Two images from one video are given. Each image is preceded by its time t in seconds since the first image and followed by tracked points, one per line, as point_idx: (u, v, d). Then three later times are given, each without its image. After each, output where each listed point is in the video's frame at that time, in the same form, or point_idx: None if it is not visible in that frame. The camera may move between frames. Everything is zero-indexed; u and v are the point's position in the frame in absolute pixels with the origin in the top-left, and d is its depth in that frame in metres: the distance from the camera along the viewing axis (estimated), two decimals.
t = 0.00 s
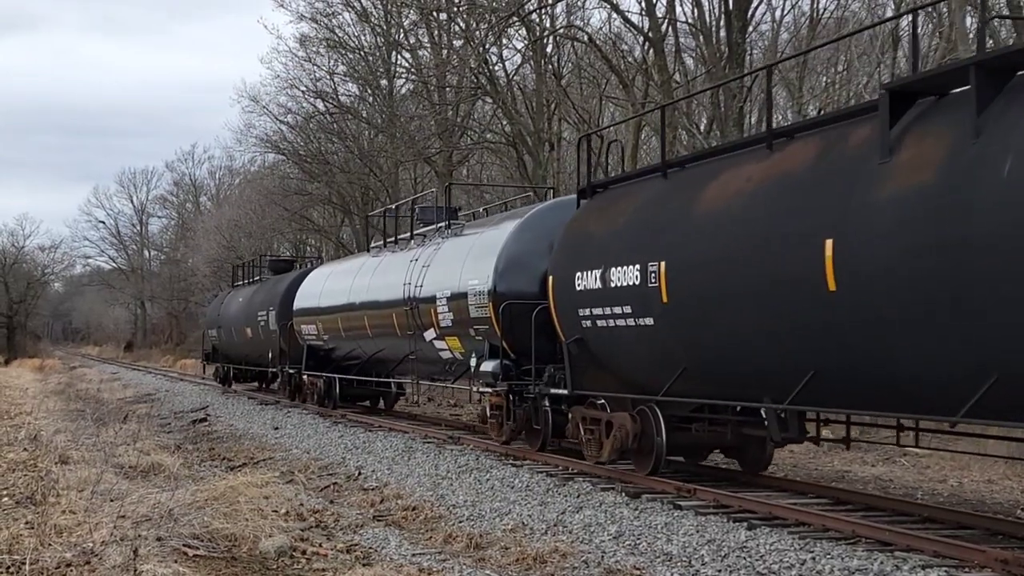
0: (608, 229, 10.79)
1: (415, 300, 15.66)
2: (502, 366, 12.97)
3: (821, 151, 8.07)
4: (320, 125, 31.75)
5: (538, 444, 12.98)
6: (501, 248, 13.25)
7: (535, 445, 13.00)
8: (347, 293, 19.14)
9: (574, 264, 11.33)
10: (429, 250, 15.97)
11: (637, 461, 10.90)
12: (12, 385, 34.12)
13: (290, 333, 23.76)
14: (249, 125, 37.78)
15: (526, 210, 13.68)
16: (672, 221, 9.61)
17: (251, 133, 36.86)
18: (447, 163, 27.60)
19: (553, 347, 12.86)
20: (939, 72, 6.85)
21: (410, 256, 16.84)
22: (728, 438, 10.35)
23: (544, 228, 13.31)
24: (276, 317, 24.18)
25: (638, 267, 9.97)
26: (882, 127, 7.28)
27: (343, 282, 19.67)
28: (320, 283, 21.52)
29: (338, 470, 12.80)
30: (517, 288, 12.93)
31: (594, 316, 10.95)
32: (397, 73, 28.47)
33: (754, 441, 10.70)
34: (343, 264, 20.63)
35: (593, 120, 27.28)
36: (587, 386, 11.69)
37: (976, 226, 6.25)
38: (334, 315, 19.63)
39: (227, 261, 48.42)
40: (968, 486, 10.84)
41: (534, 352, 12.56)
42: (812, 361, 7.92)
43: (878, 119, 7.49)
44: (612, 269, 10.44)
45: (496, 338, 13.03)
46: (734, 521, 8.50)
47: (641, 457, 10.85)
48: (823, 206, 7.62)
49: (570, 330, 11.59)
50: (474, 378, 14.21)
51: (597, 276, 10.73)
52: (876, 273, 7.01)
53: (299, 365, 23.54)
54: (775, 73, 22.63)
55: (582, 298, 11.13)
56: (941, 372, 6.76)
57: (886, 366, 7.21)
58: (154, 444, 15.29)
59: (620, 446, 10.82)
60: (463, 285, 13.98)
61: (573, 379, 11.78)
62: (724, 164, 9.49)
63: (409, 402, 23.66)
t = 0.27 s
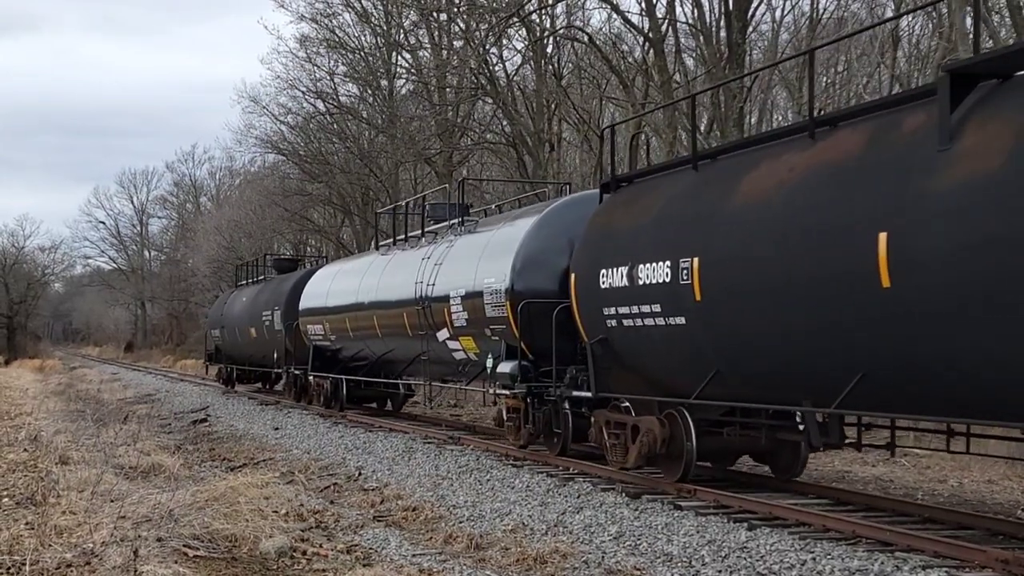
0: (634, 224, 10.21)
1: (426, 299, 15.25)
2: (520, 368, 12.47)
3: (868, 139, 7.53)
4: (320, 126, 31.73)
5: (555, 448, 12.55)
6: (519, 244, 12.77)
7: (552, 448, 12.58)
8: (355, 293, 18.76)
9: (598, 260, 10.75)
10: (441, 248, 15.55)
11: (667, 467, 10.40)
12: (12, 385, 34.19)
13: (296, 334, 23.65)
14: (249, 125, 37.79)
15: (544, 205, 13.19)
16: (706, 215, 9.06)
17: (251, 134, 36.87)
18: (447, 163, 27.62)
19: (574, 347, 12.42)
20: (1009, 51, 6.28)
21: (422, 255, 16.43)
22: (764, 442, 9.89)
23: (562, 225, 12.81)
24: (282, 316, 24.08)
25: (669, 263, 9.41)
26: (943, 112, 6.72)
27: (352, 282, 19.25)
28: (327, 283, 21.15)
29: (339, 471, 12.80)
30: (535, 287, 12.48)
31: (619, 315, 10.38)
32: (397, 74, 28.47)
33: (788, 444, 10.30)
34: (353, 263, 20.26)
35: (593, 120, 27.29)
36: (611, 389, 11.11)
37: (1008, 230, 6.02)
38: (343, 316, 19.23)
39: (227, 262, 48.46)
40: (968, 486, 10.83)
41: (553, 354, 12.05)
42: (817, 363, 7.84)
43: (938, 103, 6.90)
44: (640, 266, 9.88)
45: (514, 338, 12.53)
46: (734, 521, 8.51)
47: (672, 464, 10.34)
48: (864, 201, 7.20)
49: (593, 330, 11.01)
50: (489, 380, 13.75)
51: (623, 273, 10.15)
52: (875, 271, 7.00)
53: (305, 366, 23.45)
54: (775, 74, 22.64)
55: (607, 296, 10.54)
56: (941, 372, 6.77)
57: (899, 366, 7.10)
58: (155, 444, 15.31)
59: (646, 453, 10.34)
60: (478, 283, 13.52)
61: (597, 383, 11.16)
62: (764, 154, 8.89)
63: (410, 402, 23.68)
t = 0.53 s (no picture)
0: (662, 218, 9.71)
1: (439, 297, 14.86)
2: (539, 369, 12.15)
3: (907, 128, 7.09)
4: (320, 126, 31.70)
5: (577, 450, 12.17)
6: (537, 240, 12.45)
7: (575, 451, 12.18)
8: (362, 292, 18.46)
9: (623, 256, 10.24)
10: (453, 245, 15.19)
11: (699, 472, 9.95)
12: (11, 385, 34.19)
13: (301, 333, 23.58)
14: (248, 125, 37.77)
15: (562, 200, 12.81)
16: (741, 209, 8.56)
17: (250, 133, 36.85)
18: (447, 163, 27.62)
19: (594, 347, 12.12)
20: None
21: (432, 252, 16.09)
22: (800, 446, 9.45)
23: (582, 219, 12.44)
24: (286, 315, 24.01)
25: (701, 259, 8.91)
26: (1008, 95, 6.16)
27: (359, 281, 18.90)
28: (333, 281, 20.80)
29: (338, 471, 12.80)
30: (554, 284, 12.17)
31: (646, 313, 9.89)
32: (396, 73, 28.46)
33: (823, 447, 9.96)
34: (358, 261, 19.92)
35: (592, 120, 27.29)
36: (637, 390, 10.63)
37: None
38: (350, 315, 18.92)
39: (226, 261, 48.48)
40: (967, 486, 10.84)
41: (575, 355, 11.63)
42: (820, 363, 7.80)
43: (999, 86, 6.34)
44: (669, 262, 9.39)
45: (533, 338, 12.20)
46: (733, 521, 8.51)
47: (703, 468, 9.89)
48: (894, 196, 6.89)
49: (618, 329, 10.52)
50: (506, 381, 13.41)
51: (651, 270, 9.65)
52: (877, 270, 6.98)
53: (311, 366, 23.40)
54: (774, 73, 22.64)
55: (632, 294, 10.02)
56: (939, 371, 6.78)
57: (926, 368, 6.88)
58: (154, 444, 15.30)
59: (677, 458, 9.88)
60: (494, 279, 13.18)
61: (621, 384, 10.68)
62: (805, 142, 8.30)
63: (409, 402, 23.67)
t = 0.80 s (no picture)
0: (694, 210, 9.34)
1: (450, 295, 14.57)
2: (559, 369, 11.69)
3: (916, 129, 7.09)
4: (319, 126, 31.68)
5: (600, 454, 11.72)
6: (558, 234, 12.00)
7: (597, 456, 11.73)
8: (371, 290, 18.22)
9: (651, 250, 9.84)
10: (466, 241, 14.88)
11: (732, 478, 9.45)
12: (10, 386, 34.26)
13: (306, 333, 23.54)
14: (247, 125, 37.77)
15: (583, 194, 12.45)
16: (780, 201, 8.22)
17: (249, 133, 36.85)
18: (445, 163, 27.63)
19: (615, 347, 11.74)
20: None
21: (444, 249, 15.80)
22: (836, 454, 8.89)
23: (604, 213, 12.07)
24: (290, 315, 23.97)
25: (738, 255, 8.56)
26: None
27: (367, 279, 18.67)
28: (340, 280, 20.55)
29: (337, 471, 12.80)
30: (572, 283, 11.76)
31: (676, 312, 9.49)
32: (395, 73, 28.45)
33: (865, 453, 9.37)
34: (366, 259, 19.67)
35: (591, 120, 27.30)
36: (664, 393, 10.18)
37: None
38: (358, 314, 18.60)
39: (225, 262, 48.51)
40: (966, 486, 10.83)
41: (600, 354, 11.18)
42: (821, 362, 7.91)
43: None
44: (701, 258, 9.04)
45: (553, 337, 11.75)
46: (732, 521, 8.51)
47: (736, 474, 9.39)
48: (909, 192, 6.90)
49: (646, 329, 10.09)
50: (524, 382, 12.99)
51: (683, 266, 9.26)
52: (878, 270, 7.13)
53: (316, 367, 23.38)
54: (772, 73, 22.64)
55: (662, 292, 9.61)
56: (935, 369, 6.91)
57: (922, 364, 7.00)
58: (153, 444, 15.30)
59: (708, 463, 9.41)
60: (511, 277, 12.79)
61: (650, 388, 10.21)
62: (850, 130, 7.87)
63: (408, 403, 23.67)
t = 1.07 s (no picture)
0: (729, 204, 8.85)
1: (465, 294, 14.23)
2: (582, 370, 11.25)
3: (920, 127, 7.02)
4: (319, 126, 31.67)
5: (623, 460, 11.26)
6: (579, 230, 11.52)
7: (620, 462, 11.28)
8: (381, 289, 17.98)
9: (684, 245, 9.33)
10: (482, 238, 14.51)
11: (769, 487, 8.93)
12: (10, 386, 34.34)
13: (312, 333, 23.52)
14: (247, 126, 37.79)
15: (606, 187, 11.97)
16: (822, 192, 7.73)
17: (249, 134, 36.87)
18: (445, 163, 27.65)
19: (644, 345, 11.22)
20: None
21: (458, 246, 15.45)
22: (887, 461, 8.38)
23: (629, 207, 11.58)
24: (296, 315, 23.95)
25: (781, 250, 8.02)
26: None
27: (377, 278, 18.45)
28: (349, 278, 20.32)
29: (337, 471, 12.80)
30: (595, 281, 11.25)
31: (710, 311, 8.96)
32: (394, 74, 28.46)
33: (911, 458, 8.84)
34: (377, 257, 19.40)
35: (591, 120, 27.32)
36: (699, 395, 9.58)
37: None
38: (367, 314, 18.46)
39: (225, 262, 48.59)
40: (967, 486, 10.84)
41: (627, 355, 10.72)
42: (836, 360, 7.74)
43: None
44: (740, 253, 8.53)
45: (576, 336, 11.30)
46: (733, 522, 8.51)
47: (775, 482, 8.88)
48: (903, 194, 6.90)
49: (679, 329, 9.53)
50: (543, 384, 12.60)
51: (719, 262, 8.76)
52: (876, 271, 7.09)
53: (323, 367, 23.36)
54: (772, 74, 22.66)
55: (696, 289, 9.09)
56: (934, 369, 6.88)
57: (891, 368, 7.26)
58: (153, 445, 15.31)
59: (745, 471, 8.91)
60: (530, 274, 12.34)
61: (682, 391, 9.60)
62: (904, 114, 7.33)
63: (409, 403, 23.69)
